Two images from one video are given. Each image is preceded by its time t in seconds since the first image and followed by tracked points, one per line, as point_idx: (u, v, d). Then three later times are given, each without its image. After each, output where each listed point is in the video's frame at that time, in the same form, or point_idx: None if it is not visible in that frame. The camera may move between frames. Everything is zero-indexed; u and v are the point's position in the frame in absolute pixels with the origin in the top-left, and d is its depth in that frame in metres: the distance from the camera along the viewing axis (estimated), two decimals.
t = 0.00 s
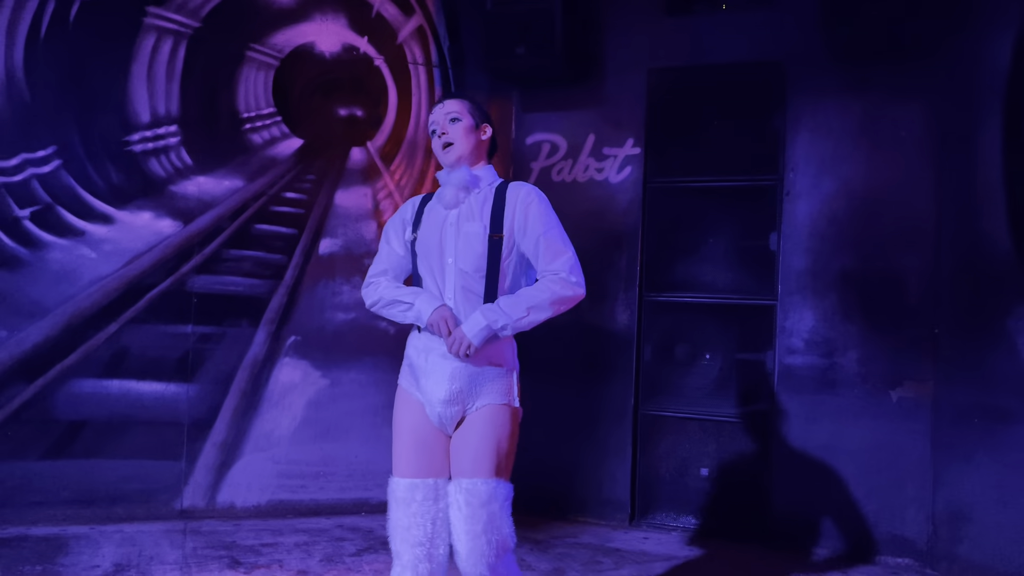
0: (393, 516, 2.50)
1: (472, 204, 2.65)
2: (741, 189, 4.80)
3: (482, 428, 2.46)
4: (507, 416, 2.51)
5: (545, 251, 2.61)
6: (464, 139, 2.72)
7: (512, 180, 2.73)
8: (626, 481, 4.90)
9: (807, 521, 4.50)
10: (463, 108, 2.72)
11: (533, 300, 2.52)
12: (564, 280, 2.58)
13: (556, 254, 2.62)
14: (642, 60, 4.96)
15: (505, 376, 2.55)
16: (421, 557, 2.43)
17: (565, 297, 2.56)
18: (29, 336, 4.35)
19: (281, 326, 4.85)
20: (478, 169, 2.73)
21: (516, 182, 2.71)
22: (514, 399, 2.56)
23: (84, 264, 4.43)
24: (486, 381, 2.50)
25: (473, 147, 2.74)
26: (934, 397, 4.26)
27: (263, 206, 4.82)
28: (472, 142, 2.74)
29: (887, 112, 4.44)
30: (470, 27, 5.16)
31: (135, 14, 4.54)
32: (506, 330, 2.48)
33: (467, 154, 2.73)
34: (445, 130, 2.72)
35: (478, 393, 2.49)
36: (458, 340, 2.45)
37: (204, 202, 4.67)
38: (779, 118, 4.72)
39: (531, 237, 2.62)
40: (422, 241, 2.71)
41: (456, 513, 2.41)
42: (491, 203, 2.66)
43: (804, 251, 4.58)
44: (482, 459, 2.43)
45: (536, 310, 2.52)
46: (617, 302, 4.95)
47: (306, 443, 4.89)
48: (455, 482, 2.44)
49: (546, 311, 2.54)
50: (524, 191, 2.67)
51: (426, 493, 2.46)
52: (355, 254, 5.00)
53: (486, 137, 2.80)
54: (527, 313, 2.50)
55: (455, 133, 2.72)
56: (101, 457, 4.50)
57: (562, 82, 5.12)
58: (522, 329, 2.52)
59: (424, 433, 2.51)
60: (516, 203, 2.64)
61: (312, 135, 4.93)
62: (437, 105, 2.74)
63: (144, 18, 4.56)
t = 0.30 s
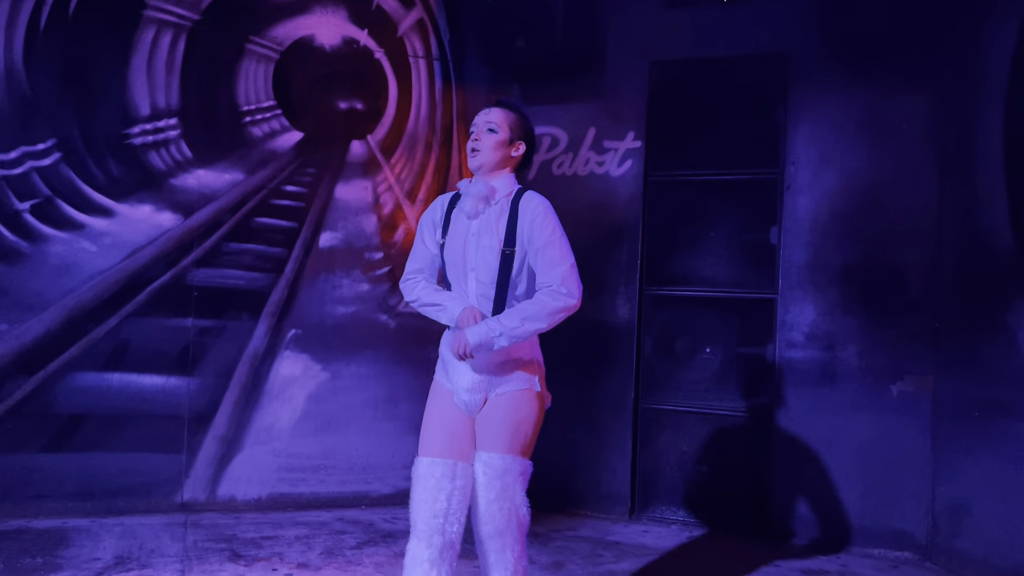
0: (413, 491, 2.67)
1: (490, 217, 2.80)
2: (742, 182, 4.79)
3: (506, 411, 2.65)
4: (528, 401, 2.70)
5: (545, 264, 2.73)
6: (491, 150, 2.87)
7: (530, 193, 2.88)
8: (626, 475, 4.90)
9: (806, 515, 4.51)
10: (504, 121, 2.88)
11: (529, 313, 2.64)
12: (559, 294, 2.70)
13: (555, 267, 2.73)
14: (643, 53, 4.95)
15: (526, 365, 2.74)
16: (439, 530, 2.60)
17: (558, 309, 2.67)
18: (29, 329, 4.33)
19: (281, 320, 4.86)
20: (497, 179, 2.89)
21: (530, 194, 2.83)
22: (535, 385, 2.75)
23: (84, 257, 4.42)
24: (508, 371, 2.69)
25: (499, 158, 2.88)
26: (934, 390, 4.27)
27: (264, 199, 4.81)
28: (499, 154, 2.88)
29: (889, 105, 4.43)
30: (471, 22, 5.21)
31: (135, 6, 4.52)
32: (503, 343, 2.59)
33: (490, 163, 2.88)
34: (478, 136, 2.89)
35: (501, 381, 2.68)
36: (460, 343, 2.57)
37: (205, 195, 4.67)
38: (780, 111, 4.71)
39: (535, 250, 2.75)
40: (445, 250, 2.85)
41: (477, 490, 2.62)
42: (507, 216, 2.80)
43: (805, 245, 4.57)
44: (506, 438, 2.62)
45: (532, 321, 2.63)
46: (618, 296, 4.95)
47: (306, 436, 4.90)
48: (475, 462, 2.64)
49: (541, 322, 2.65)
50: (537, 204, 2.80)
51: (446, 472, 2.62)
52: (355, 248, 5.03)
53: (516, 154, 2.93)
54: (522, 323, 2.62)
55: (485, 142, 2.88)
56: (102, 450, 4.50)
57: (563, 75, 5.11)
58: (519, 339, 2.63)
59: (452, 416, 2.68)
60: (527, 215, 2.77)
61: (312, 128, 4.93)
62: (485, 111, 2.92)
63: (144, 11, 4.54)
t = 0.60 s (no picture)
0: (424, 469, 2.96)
1: (500, 212, 2.96)
2: (741, 174, 4.78)
3: (507, 391, 2.89)
4: (528, 383, 2.92)
5: (545, 265, 2.92)
6: (513, 154, 3.04)
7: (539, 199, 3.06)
8: (624, 468, 4.91)
9: (804, 507, 4.52)
10: (534, 134, 3.05)
11: (527, 306, 2.83)
12: (555, 294, 2.89)
13: (554, 269, 2.92)
14: (643, 45, 4.94)
15: (527, 349, 2.96)
16: (443, 505, 2.88)
17: (554, 305, 2.87)
18: (27, 322, 4.33)
19: (280, 313, 4.85)
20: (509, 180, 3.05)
21: (539, 194, 2.99)
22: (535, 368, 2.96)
23: (82, 250, 4.41)
24: (509, 355, 2.92)
25: (517, 164, 3.05)
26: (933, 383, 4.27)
27: (262, 191, 4.80)
28: (518, 160, 3.05)
29: (888, 98, 4.43)
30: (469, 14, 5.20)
31: None
32: (500, 327, 2.78)
33: (508, 165, 3.05)
34: (507, 138, 3.06)
35: (502, 365, 2.92)
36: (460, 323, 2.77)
37: (203, 187, 4.65)
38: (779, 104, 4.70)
39: (537, 250, 2.92)
40: (455, 239, 2.98)
41: (478, 468, 2.84)
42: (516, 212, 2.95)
43: (804, 238, 4.57)
44: (507, 415, 2.85)
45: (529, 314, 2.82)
46: (617, 289, 4.95)
47: (305, 429, 4.91)
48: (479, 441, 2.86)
49: (537, 316, 2.84)
50: (544, 204, 2.96)
51: (452, 452, 2.91)
52: (354, 241, 5.02)
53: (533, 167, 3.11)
54: (521, 314, 2.80)
55: (510, 145, 3.05)
56: (100, 443, 4.50)
57: (562, 68, 5.10)
58: (515, 328, 2.81)
59: (459, 400, 2.95)
60: (535, 215, 2.94)
61: (311, 120, 4.91)
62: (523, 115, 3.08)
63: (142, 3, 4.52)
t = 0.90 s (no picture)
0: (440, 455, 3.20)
1: (499, 218, 3.14)
2: (738, 166, 4.77)
3: (509, 379, 3.10)
4: (526, 373, 3.15)
5: (544, 265, 3.15)
6: (514, 165, 3.18)
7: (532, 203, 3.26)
8: (620, 460, 4.91)
9: (800, 499, 4.52)
10: (529, 146, 3.21)
11: (533, 302, 3.05)
12: (555, 292, 3.12)
13: (552, 269, 3.16)
14: (640, 36, 4.92)
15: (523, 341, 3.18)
16: (465, 482, 3.13)
17: (555, 301, 3.10)
18: (22, 313, 4.31)
19: (276, 305, 4.84)
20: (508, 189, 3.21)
21: (535, 201, 3.19)
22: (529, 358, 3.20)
23: (77, 242, 4.40)
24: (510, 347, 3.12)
25: (515, 174, 3.21)
26: (929, 376, 4.28)
27: (258, 183, 4.79)
28: (517, 171, 3.20)
29: (887, 89, 4.42)
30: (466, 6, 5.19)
31: None
32: (512, 321, 2.99)
33: (508, 175, 3.19)
34: (506, 151, 3.18)
35: (503, 356, 3.11)
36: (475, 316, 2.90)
37: (198, 179, 4.64)
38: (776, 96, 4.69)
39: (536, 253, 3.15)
40: (453, 242, 3.15)
41: (481, 448, 3.04)
42: (515, 217, 3.14)
43: (801, 231, 4.56)
44: (510, 401, 3.08)
45: (534, 310, 3.04)
46: (613, 281, 4.94)
47: (301, 421, 4.91)
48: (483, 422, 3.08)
49: (541, 311, 3.06)
50: (541, 210, 3.18)
51: (464, 436, 3.14)
52: (350, 233, 5.01)
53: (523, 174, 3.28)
54: (528, 311, 3.02)
55: (510, 158, 3.18)
56: (96, 435, 4.49)
57: (559, 60, 5.08)
58: (522, 322, 3.03)
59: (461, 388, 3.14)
60: (534, 220, 3.15)
61: (306, 112, 4.89)
62: (516, 127, 3.21)
63: None
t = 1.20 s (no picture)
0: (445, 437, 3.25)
1: (509, 207, 3.29)
2: (733, 159, 4.76)
3: (517, 370, 3.20)
4: (533, 362, 3.24)
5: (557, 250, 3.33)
6: (512, 150, 3.32)
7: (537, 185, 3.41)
8: (614, 452, 4.92)
9: (793, 492, 4.53)
10: (518, 128, 3.32)
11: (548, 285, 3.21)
12: (570, 274, 3.29)
13: (564, 253, 3.34)
14: (635, 29, 4.91)
15: (532, 331, 3.27)
16: (470, 464, 3.19)
17: (569, 282, 3.27)
18: (14, 305, 4.29)
19: (269, 297, 4.83)
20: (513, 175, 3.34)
21: (544, 190, 3.37)
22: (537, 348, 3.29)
23: (69, 233, 4.37)
24: (518, 335, 3.22)
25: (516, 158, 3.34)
26: (922, 369, 4.29)
27: (251, 175, 4.76)
28: (516, 155, 3.34)
29: (880, 83, 4.42)
30: None
31: None
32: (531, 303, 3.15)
33: (510, 162, 3.33)
34: (500, 141, 3.32)
35: (512, 344, 3.21)
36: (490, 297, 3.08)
37: (191, 170, 4.61)
38: (771, 89, 4.68)
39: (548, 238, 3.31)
40: (466, 233, 3.32)
41: (495, 438, 3.13)
42: (525, 204, 3.29)
43: (795, 224, 4.56)
44: (519, 392, 3.17)
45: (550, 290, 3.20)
46: (608, 274, 4.93)
47: (295, 414, 4.90)
48: (496, 411, 3.16)
49: (556, 294, 3.23)
50: (550, 196, 3.35)
51: (473, 419, 3.21)
52: (344, 225, 4.99)
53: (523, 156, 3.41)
54: (543, 290, 3.18)
55: (506, 145, 3.31)
56: (88, 428, 4.47)
57: (554, 52, 5.07)
58: (538, 304, 3.20)
59: (470, 373, 3.24)
60: (544, 206, 3.32)
61: (300, 103, 4.87)
62: (501, 116, 3.33)
63: None
